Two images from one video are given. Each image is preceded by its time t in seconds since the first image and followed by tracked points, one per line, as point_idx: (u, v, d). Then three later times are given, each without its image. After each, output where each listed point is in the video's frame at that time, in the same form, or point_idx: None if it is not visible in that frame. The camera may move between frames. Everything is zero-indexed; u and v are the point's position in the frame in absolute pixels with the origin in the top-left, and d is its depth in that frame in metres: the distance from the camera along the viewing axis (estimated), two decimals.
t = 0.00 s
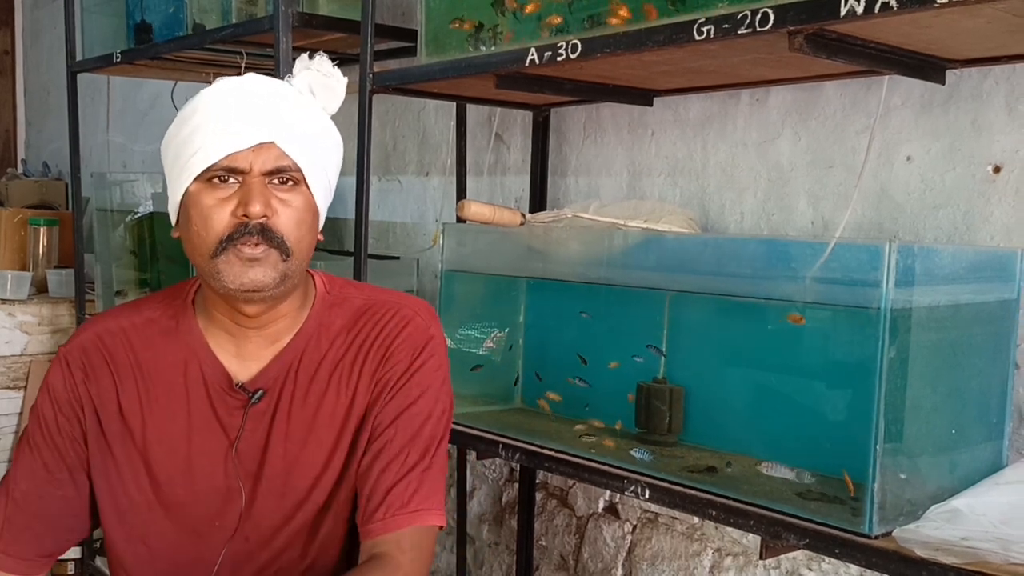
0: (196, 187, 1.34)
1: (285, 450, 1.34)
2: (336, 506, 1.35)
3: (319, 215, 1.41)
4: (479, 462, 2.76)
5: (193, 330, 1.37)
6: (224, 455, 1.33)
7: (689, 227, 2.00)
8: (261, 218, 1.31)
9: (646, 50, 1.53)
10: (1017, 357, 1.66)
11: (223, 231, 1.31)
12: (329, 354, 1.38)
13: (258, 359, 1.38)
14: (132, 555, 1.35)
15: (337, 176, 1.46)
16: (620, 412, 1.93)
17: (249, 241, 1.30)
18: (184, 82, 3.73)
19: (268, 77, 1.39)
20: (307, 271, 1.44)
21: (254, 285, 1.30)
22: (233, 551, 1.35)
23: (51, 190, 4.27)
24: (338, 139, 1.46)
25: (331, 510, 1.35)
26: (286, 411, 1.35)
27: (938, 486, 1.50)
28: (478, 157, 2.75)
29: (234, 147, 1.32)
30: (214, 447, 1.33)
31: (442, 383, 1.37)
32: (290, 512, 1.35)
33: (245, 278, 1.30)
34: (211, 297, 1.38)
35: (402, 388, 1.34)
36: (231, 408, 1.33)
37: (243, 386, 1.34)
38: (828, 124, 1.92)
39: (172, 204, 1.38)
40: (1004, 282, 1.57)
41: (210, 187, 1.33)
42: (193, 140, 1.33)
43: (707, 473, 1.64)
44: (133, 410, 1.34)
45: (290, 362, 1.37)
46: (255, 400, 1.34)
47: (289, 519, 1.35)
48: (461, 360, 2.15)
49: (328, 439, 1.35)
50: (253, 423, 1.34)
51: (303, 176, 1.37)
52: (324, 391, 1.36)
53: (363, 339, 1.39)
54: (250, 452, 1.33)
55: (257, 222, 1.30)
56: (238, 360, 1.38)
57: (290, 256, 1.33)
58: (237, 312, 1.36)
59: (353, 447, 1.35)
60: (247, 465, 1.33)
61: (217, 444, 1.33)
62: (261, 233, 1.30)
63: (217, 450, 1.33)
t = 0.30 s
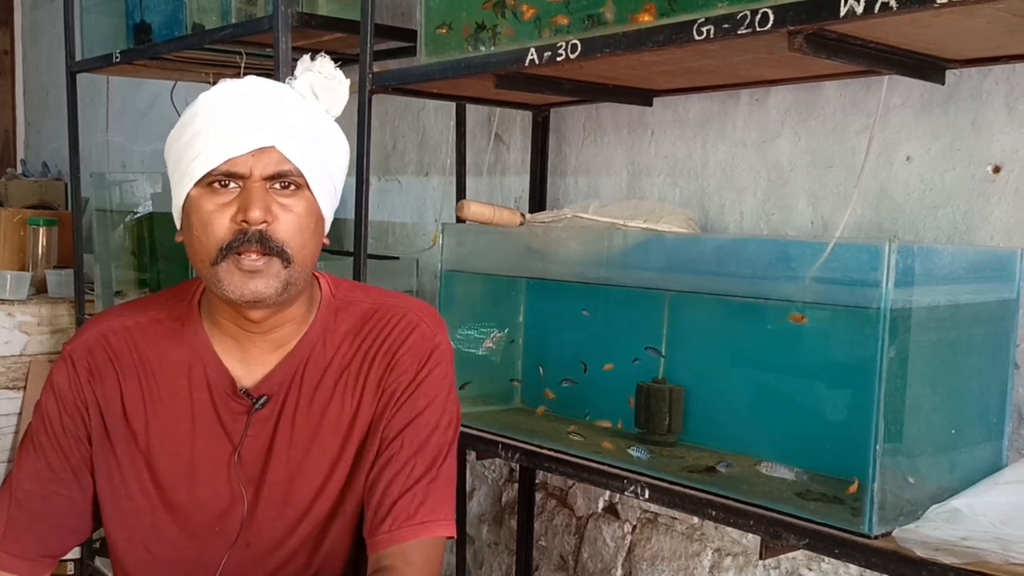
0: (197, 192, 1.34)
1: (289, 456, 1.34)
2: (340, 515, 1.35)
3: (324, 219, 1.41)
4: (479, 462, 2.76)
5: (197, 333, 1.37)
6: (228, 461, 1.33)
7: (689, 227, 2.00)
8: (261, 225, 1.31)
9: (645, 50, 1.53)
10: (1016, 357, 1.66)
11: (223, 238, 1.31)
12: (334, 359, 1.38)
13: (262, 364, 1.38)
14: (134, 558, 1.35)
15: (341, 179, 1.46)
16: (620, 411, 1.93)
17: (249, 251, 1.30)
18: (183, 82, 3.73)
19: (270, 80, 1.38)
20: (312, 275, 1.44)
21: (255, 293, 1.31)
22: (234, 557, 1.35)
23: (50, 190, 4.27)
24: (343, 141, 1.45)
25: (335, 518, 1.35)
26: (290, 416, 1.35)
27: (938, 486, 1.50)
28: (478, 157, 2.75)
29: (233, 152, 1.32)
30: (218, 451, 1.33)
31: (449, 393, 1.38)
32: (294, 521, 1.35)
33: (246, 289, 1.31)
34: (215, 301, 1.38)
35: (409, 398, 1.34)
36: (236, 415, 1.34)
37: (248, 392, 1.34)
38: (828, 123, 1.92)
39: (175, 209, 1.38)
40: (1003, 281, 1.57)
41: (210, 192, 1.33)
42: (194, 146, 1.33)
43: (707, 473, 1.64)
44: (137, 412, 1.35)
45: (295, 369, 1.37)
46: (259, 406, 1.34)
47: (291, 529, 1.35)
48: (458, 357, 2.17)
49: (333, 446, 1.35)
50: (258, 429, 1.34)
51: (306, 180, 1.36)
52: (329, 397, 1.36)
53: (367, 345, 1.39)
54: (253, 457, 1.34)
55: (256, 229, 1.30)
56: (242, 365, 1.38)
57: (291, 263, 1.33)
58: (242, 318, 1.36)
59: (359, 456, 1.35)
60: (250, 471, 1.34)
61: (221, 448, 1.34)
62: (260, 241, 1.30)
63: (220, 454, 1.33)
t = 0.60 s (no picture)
0: (209, 185, 1.34)
1: (292, 451, 1.34)
2: (345, 510, 1.35)
3: (332, 216, 1.41)
4: (479, 462, 2.76)
5: (204, 327, 1.37)
6: (231, 454, 1.34)
7: (688, 227, 2.00)
8: (272, 217, 1.31)
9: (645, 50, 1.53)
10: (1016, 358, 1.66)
11: (235, 231, 1.31)
12: (338, 356, 1.39)
13: (267, 359, 1.38)
14: (139, 552, 1.35)
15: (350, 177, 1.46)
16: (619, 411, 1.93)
17: (260, 241, 1.30)
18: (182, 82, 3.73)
19: (283, 76, 1.39)
20: (320, 272, 1.44)
21: (266, 286, 1.30)
22: (238, 552, 1.35)
23: (50, 190, 4.27)
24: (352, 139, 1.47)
25: (339, 515, 1.36)
26: (293, 411, 1.35)
27: (937, 485, 1.50)
28: (478, 157, 2.75)
29: (246, 146, 1.32)
30: (222, 445, 1.34)
31: (454, 392, 1.39)
32: (299, 516, 1.35)
33: (257, 280, 1.30)
34: (223, 295, 1.39)
35: (411, 398, 1.34)
36: (241, 407, 1.34)
37: (253, 384, 1.35)
38: (827, 123, 1.92)
39: (186, 203, 1.39)
40: (1003, 281, 1.57)
41: (222, 186, 1.34)
42: (206, 139, 1.33)
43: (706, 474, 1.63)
44: (145, 403, 1.35)
45: (299, 363, 1.37)
46: (262, 399, 1.34)
47: (296, 523, 1.35)
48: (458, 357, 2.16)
49: (337, 441, 1.35)
50: (261, 423, 1.34)
51: (316, 175, 1.37)
52: (333, 392, 1.36)
53: (372, 344, 1.39)
54: (257, 451, 1.34)
55: (267, 221, 1.30)
56: (247, 360, 1.38)
57: (301, 256, 1.33)
58: (251, 313, 1.36)
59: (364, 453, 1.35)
60: (252, 464, 1.34)
61: (225, 441, 1.34)
62: (272, 232, 1.30)
63: (224, 448, 1.34)
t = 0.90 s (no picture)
0: (200, 186, 1.36)
1: (293, 441, 1.34)
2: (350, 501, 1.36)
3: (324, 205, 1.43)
4: (479, 462, 2.76)
5: (205, 321, 1.39)
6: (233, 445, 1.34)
7: (688, 227, 2.00)
8: (266, 211, 1.33)
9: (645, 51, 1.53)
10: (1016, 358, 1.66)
11: (231, 227, 1.34)
12: (340, 350, 1.38)
13: (266, 352, 1.39)
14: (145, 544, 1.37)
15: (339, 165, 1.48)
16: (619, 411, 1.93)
17: (256, 235, 1.32)
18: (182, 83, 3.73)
19: (263, 72, 1.40)
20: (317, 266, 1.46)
21: (267, 281, 1.32)
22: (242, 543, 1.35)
23: (50, 190, 4.27)
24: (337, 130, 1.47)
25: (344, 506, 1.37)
26: (297, 402, 1.35)
27: (937, 486, 1.51)
28: (477, 157, 2.75)
29: (232, 144, 1.33)
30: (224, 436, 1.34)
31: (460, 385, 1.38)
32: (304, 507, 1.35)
33: (257, 276, 1.32)
34: (222, 291, 1.40)
35: (422, 391, 1.34)
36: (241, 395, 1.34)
37: (254, 373, 1.36)
38: (827, 124, 1.92)
39: (180, 205, 1.41)
40: (1003, 281, 1.57)
41: (215, 185, 1.36)
42: (194, 139, 1.35)
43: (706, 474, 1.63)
44: (146, 396, 1.35)
45: (300, 353, 1.38)
46: (264, 389, 1.35)
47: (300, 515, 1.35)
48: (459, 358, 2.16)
49: (339, 432, 1.35)
50: (262, 413, 1.34)
51: (304, 167, 1.39)
52: (336, 384, 1.36)
53: (375, 339, 1.39)
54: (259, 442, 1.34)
55: (261, 215, 1.32)
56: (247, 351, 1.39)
57: (298, 248, 1.35)
58: (250, 307, 1.38)
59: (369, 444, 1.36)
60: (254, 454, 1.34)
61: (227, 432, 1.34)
62: (267, 225, 1.32)
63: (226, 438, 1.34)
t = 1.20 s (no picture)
0: (186, 190, 1.35)
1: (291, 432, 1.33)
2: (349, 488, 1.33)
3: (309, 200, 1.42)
4: (479, 462, 2.76)
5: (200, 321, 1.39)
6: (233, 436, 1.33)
7: (687, 228, 2.00)
8: (251, 210, 1.31)
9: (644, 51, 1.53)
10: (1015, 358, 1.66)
11: (219, 228, 1.31)
12: (334, 338, 1.37)
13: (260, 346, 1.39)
14: (145, 542, 1.35)
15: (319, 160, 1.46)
16: (619, 410, 1.93)
17: (243, 235, 1.29)
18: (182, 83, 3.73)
19: (240, 74, 1.40)
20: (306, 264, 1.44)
21: (257, 274, 1.30)
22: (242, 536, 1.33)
23: (49, 190, 4.27)
24: (316, 128, 1.47)
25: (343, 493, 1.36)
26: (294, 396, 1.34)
27: (937, 485, 1.51)
28: (477, 158, 2.75)
29: (214, 145, 1.34)
30: (221, 431, 1.33)
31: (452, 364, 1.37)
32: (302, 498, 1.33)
33: (247, 270, 1.30)
34: (216, 291, 1.41)
35: (415, 367, 1.33)
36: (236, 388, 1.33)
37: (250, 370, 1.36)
38: (827, 124, 1.92)
39: (169, 211, 1.39)
40: (1003, 282, 1.57)
41: (199, 188, 1.35)
42: (178, 143, 1.35)
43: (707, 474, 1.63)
44: (143, 395, 1.36)
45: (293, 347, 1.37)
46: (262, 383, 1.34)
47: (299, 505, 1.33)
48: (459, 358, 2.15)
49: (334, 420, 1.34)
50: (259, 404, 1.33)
51: (286, 163, 1.38)
52: (331, 373, 1.36)
53: (366, 327, 1.39)
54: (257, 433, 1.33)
55: (247, 214, 1.30)
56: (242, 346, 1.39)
57: (283, 242, 1.32)
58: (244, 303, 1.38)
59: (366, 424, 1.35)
60: (253, 446, 1.33)
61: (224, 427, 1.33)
62: (253, 224, 1.29)
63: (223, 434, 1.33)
